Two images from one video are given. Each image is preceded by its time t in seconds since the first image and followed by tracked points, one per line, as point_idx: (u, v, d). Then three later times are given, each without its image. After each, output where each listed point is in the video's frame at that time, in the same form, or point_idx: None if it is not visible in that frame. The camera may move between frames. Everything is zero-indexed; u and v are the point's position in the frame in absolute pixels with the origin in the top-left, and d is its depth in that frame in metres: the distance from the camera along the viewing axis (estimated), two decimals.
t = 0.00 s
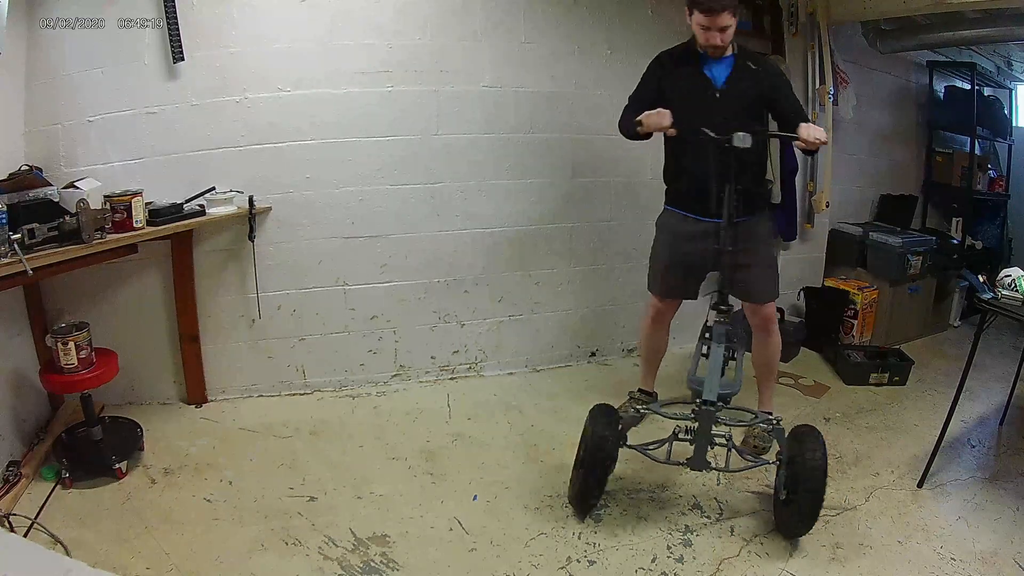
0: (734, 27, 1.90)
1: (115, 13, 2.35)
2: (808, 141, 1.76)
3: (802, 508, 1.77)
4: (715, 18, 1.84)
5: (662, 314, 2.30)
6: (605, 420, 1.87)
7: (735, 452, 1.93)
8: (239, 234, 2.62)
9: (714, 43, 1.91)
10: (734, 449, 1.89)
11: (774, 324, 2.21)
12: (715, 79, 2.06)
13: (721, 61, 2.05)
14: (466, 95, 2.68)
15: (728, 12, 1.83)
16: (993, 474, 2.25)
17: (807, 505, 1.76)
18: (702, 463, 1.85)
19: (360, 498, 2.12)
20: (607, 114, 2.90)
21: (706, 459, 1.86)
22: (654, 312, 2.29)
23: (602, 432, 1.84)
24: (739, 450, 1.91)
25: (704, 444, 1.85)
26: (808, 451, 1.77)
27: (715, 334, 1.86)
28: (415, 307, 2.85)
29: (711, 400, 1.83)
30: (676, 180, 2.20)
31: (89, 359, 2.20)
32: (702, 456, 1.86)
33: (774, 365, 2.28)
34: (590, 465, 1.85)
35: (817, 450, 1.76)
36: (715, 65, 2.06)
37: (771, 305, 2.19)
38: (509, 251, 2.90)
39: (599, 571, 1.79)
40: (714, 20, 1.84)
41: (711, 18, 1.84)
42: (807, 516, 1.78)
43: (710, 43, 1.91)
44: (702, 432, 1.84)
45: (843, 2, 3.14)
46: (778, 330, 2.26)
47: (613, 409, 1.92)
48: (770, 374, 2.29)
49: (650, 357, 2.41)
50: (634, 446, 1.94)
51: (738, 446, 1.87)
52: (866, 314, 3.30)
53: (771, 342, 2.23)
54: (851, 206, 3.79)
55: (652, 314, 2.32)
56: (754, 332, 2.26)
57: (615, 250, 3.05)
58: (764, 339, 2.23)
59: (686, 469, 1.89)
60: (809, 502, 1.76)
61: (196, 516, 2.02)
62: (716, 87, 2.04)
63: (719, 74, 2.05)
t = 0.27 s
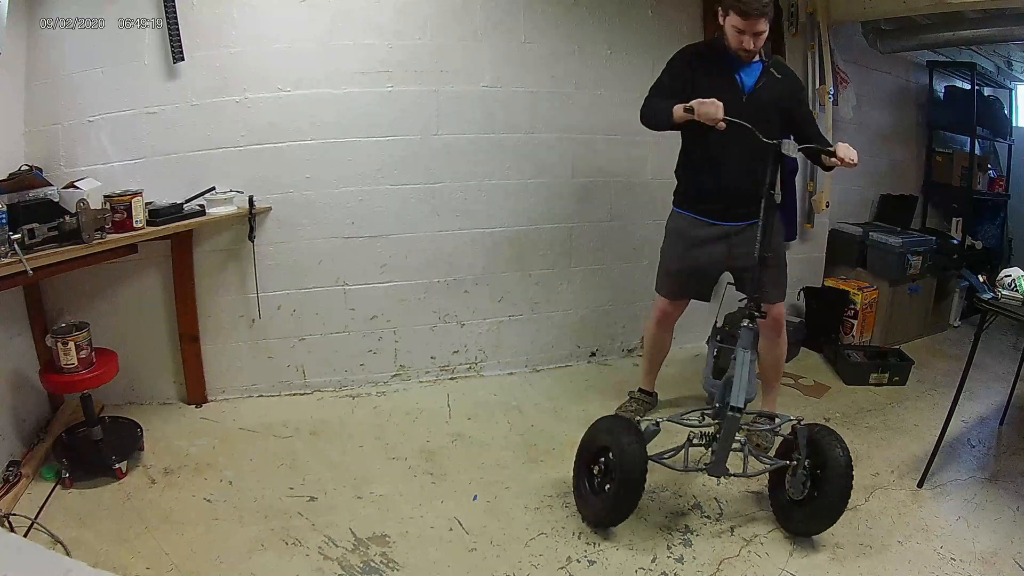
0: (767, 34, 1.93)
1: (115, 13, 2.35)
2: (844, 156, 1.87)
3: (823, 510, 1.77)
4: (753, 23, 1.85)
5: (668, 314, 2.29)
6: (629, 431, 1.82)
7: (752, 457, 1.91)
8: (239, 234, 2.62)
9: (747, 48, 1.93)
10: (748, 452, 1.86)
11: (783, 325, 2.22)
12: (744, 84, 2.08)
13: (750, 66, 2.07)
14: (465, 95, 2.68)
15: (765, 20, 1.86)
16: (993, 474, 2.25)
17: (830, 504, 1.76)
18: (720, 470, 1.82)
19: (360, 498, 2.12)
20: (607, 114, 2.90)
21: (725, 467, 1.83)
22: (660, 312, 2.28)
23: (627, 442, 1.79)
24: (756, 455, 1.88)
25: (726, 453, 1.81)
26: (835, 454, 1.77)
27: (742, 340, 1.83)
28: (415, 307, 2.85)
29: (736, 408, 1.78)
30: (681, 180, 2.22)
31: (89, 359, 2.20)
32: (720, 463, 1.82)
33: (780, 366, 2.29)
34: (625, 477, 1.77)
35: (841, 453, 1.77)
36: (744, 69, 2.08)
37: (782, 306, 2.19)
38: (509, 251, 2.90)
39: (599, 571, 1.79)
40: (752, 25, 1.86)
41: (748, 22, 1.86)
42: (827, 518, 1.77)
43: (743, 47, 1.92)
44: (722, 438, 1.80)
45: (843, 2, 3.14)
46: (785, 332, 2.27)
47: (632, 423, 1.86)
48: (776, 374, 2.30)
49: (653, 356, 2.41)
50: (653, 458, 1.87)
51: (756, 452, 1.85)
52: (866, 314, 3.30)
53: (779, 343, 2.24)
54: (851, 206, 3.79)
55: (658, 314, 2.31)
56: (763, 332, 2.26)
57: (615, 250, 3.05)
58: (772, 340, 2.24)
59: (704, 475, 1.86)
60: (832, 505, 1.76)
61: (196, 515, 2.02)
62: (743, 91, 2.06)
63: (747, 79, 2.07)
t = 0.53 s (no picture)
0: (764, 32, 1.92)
1: (115, 13, 2.35)
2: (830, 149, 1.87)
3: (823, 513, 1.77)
4: (748, 20, 1.84)
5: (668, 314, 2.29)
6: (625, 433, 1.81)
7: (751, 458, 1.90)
8: (239, 234, 2.62)
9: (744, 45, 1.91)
10: (749, 455, 1.86)
11: (783, 325, 2.22)
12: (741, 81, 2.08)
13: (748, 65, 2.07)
14: (465, 95, 2.68)
15: (762, 17, 1.84)
16: (993, 474, 2.25)
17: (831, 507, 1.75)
18: (719, 471, 1.82)
19: (360, 498, 2.12)
20: (606, 114, 2.90)
21: (723, 468, 1.83)
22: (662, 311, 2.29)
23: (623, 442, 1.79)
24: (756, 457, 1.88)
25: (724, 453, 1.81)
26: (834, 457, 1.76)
27: (737, 339, 1.85)
28: (415, 307, 2.85)
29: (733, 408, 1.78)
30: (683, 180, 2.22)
31: (89, 359, 2.20)
32: (718, 464, 1.82)
33: (779, 367, 2.29)
34: (621, 476, 1.76)
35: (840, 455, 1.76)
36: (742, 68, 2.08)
37: (782, 306, 2.19)
38: (509, 251, 2.90)
39: (599, 571, 1.79)
40: (747, 22, 1.85)
41: (744, 20, 1.85)
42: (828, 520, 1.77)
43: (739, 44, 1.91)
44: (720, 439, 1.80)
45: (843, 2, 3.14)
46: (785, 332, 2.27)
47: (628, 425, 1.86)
48: (775, 375, 2.30)
49: (654, 357, 2.40)
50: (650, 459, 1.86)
51: (755, 453, 1.84)
52: (866, 314, 3.30)
53: (779, 344, 2.24)
54: (851, 206, 3.79)
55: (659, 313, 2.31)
56: (763, 332, 2.26)
57: (615, 250, 3.05)
58: (772, 340, 2.24)
59: (702, 476, 1.86)
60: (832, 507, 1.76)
61: (196, 515, 2.02)
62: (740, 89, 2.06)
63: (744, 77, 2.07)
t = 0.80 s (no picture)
0: (733, 26, 1.88)
1: (115, 13, 2.35)
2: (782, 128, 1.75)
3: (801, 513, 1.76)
4: (713, 18, 1.82)
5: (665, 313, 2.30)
6: (597, 423, 1.90)
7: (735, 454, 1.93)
8: (239, 234, 2.62)
9: (713, 43, 1.88)
10: (733, 452, 1.89)
11: (776, 325, 2.22)
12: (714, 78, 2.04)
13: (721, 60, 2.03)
14: (465, 95, 2.68)
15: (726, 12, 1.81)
16: (993, 474, 2.25)
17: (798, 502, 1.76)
18: (699, 465, 1.86)
19: (360, 498, 2.13)
20: (606, 114, 2.90)
21: (703, 463, 1.86)
22: (659, 310, 2.29)
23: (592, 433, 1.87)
24: (739, 453, 1.90)
25: (701, 448, 1.85)
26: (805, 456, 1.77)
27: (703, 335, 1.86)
28: (415, 307, 2.85)
29: (704, 403, 1.82)
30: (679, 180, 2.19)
31: (89, 359, 2.20)
32: (697, 459, 1.86)
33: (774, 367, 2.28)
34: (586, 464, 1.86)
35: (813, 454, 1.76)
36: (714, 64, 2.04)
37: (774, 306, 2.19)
38: (509, 251, 2.89)
39: (599, 571, 1.79)
40: (712, 19, 1.82)
41: (709, 18, 1.82)
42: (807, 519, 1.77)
43: (707, 43, 1.88)
44: (695, 434, 1.84)
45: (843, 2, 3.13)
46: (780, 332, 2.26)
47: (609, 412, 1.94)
48: (771, 375, 2.29)
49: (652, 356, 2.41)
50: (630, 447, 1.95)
51: (736, 449, 1.87)
52: (866, 314, 3.30)
53: (773, 343, 2.24)
54: (851, 205, 3.79)
55: (656, 313, 2.32)
56: (756, 332, 2.26)
57: (614, 250, 3.05)
58: (765, 339, 2.23)
59: (683, 471, 1.91)
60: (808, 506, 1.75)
61: (196, 515, 2.03)
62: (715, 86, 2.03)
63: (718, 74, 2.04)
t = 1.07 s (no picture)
0: (705, 27, 1.88)
1: (115, 13, 2.35)
2: (730, 117, 1.67)
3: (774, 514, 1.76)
4: (684, 22, 1.82)
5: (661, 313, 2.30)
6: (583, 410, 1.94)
7: (724, 449, 1.96)
8: (239, 234, 2.62)
9: (687, 46, 1.89)
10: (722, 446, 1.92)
11: (770, 324, 2.20)
12: (691, 80, 2.06)
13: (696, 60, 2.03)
14: (465, 95, 2.68)
15: (697, 15, 1.81)
16: (993, 474, 2.25)
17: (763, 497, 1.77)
18: (687, 459, 1.86)
19: (360, 498, 2.12)
20: (606, 114, 2.90)
21: (690, 456, 1.87)
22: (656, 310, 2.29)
23: (576, 419, 1.92)
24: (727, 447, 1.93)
25: (686, 442, 1.86)
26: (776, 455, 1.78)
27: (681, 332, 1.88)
28: (416, 307, 2.85)
29: (683, 397, 1.85)
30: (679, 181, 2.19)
31: (89, 359, 2.20)
32: (683, 452, 1.87)
33: (770, 366, 2.27)
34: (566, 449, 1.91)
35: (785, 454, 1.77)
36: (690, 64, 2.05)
37: (768, 305, 2.17)
38: (509, 251, 2.89)
39: (599, 571, 1.79)
40: (683, 23, 1.82)
41: (679, 23, 1.82)
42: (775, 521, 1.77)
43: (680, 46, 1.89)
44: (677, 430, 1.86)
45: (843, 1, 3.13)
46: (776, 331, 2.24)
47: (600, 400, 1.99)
48: (767, 374, 2.27)
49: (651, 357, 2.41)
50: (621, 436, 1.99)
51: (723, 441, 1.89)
52: (866, 314, 3.30)
53: (768, 342, 2.22)
54: (851, 205, 3.80)
55: (652, 313, 2.32)
56: (751, 332, 2.24)
57: (614, 250, 3.05)
58: (760, 339, 2.22)
59: (672, 466, 1.91)
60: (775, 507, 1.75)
61: (196, 515, 2.02)
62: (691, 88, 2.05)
63: (693, 75, 2.05)
